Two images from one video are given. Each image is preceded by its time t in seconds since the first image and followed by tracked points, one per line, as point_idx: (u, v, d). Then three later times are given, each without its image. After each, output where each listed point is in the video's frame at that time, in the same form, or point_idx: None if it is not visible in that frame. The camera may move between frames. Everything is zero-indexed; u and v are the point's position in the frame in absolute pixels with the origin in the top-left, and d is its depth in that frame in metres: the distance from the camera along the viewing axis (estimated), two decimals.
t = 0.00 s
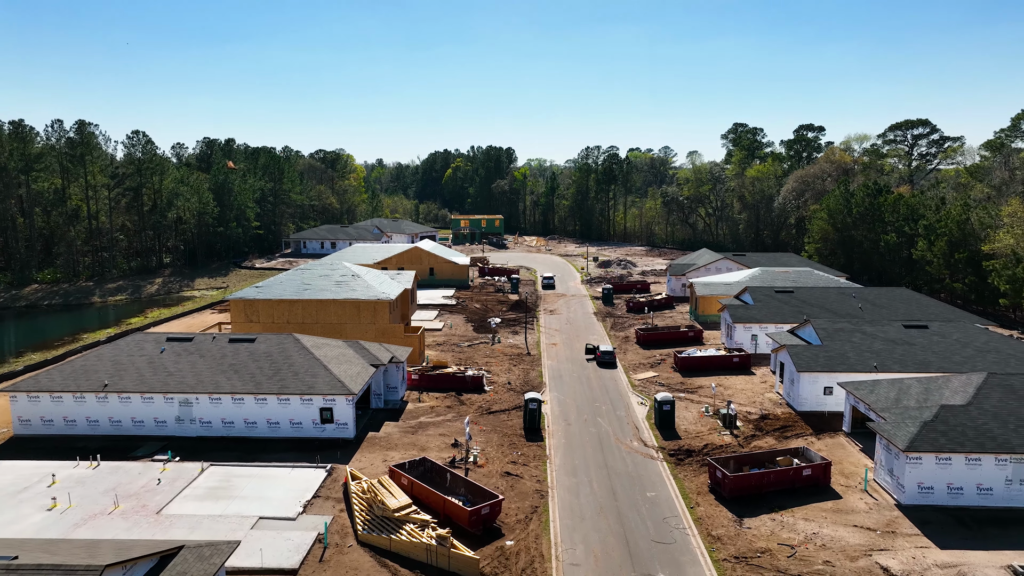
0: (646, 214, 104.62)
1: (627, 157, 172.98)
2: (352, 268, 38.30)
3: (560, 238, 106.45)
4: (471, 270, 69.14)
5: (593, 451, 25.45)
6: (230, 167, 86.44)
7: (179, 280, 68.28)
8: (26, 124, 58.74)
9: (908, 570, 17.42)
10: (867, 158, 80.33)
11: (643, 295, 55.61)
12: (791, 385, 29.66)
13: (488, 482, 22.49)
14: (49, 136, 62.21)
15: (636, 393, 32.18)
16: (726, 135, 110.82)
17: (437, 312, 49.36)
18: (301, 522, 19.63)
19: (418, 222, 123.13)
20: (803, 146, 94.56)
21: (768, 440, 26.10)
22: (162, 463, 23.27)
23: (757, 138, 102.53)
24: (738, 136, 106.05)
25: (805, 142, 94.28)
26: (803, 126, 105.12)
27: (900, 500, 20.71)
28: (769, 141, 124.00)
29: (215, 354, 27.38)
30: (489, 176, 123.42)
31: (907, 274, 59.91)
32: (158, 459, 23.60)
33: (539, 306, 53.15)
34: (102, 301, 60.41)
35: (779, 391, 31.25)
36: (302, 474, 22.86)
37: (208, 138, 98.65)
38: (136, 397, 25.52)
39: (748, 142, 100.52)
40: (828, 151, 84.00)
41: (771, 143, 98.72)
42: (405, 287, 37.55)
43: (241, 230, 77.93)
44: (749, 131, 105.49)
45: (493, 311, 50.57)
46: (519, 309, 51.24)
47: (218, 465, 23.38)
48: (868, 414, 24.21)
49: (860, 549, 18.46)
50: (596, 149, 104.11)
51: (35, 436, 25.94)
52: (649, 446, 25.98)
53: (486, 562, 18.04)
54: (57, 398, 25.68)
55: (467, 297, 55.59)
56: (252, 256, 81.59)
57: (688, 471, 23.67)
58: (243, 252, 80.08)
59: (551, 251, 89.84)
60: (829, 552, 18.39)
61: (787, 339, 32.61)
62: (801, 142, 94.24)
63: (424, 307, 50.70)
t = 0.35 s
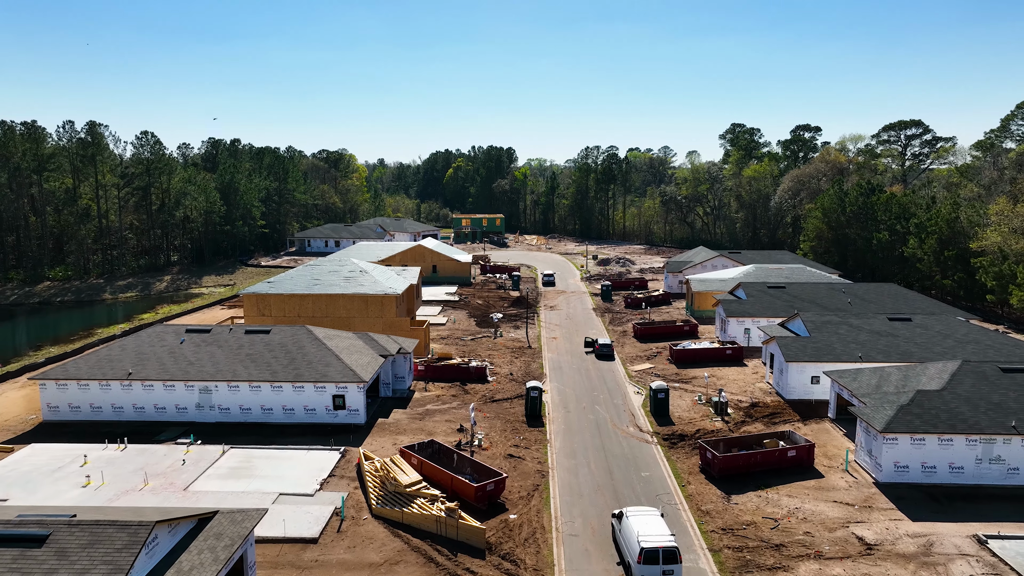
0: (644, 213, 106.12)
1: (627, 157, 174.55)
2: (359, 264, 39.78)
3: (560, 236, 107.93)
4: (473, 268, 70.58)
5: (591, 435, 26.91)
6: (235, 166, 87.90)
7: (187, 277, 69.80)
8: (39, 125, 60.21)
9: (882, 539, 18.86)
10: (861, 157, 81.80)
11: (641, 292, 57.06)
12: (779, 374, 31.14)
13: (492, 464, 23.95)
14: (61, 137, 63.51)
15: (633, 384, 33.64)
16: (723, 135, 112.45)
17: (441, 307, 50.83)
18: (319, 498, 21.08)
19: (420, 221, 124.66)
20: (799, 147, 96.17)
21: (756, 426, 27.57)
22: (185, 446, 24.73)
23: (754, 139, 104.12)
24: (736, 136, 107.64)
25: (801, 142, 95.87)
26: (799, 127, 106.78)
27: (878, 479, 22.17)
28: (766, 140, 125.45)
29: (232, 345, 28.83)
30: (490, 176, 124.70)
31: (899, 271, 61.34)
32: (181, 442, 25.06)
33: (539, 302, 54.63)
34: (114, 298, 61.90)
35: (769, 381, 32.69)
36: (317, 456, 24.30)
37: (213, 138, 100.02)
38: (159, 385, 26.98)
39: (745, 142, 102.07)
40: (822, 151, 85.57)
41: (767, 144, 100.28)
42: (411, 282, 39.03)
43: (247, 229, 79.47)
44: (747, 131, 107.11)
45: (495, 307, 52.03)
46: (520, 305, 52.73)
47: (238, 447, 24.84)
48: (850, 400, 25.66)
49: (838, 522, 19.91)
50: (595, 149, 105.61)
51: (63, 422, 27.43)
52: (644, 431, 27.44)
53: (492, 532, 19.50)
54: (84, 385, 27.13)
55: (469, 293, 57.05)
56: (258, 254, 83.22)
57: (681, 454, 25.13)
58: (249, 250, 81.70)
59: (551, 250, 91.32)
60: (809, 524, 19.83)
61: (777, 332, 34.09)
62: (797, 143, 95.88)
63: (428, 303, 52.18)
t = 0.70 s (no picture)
0: (643, 212, 107.31)
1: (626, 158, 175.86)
2: (365, 261, 41.01)
3: (560, 236, 109.09)
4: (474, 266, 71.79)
5: (590, 422, 28.18)
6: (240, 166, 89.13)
7: (194, 275, 71.08)
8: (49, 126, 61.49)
9: (862, 516, 20.10)
10: (857, 157, 83.06)
11: (639, 289, 58.28)
12: (771, 366, 32.36)
13: (496, 449, 25.18)
14: (70, 138, 64.74)
15: (631, 376, 34.85)
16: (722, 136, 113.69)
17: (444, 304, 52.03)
18: (333, 479, 22.32)
19: (421, 221, 125.91)
20: (796, 147, 97.44)
21: (748, 414, 28.79)
22: (203, 433, 25.96)
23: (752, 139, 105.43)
24: (734, 136, 108.95)
25: (798, 142, 97.12)
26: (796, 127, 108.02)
27: (861, 462, 23.41)
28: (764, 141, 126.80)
29: (245, 338, 30.05)
30: (490, 176, 125.56)
31: (892, 269, 62.57)
32: (199, 429, 26.30)
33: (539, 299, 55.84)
34: (122, 295, 63.15)
35: (761, 372, 33.92)
36: (329, 441, 25.53)
37: (217, 138, 101.19)
38: (176, 375, 28.20)
39: (743, 142, 103.35)
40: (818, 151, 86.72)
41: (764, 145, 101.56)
42: (415, 279, 40.26)
43: (252, 227, 80.71)
44: (744, 132, 108.42)
45: (496, 304, 53.23)
46: (521, 302, 53.96)
47: (253, 434, 26.06)
48: (837, 389, 26.90)
49: (822, 501, 21.16)
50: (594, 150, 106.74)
51: (84, 411, 28.66)
52: (641, 420, 28.65)
53: (495, 510, 20.76)
54: (104, 376, 28.34)
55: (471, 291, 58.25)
56: (263, 252, 84.60)
57: (675, 440, 26.37)
58: (254, 249, 83.03)
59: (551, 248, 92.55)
60: (794, 503, 21.07)
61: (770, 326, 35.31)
62: (794, 143, 97.12)
63: (431, 300, 53.41)
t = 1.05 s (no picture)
0: (642, 211, 108.38)
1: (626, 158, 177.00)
2: (370, 259, 42.22)
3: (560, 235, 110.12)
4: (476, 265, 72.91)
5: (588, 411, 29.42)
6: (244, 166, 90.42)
7: (200, 274, 72.28)
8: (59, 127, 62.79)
9: (845, 497, 21.26)
10: (853, 157, 84.25)
11: (638, 286, 59.43)
12: (763, 359, 33.58)
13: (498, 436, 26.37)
14: (79, 138, 66.01)
15: (629, 369, 36.01)
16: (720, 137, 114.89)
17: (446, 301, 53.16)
18: (344, 464, 23.49)
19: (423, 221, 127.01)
20: (794, 147, 98.63)
21: (740, 405, 29.97)
22: (218, 421, 27.12)
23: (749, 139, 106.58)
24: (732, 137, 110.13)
25: (795, 142, 98.29)
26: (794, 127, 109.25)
27: (847, 448, 24.60)
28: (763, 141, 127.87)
29: (257, 331, 31.22)
30: (491, 176, 126.87)
31: (886, 267, 63.69)
32: (214, 418, 27.47)
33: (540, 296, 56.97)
34: (130, 293, 64.28)
35: (754, 366, 35.10)
36: (339, 430, 26.71)
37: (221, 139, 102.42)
38: (191, 367, 29.37)
39: (741, 142, 104.54)
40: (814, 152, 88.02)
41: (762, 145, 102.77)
42: (418, 275, 41.44)
43: (257, 227, 81.86)
44: (742, 132, 109.60)
45: (498, 301, 54.37)
46: (522, 299, 55.10)
47: (266, 423, 27.23)
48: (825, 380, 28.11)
49: (808, 484, 22.32)
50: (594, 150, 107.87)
51: (102, 402, 29.82)
52: (637, 410, 29.82)
53: (499, 492, 21.93)
54: (122, 367, 29.49)
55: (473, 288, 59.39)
56: (267, 251, 85.83)
57: (670, 429, 27.55)
58: (259, 248, 84.29)
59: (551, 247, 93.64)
60: (782, 486, 22.22)
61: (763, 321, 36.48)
62: (791, 143, 98.35)
63: (433, 297, 54.56)
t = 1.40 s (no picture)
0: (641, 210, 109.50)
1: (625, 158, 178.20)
2: (375, 256, 43.49)
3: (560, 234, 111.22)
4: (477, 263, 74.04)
5: (586, 401, 30.63)
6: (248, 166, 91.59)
7: (205, 271, 73.42)
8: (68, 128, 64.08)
9: (829, 479, 22.46)
10: (848, 157, 85.47)
11: (636, 283, 60.58)
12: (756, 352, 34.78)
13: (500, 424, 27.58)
14: (87, 139, 67.24)
15: (626, 363, 37.20)
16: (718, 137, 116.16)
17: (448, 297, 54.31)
18: (354, 449, 24.69)
19: (423, 220, 128.05)
20: (791, 147, 99.89)
21: (733, 395, 31.17)
22: (232, 410, 28.32)
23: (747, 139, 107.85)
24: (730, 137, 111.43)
25: (792, 142, 99.64)
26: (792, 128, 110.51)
27: (833, 435, 25.80)
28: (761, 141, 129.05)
29: (268, 325, 32.41)
30: (491, 175, 127.96)
31: (880, 265, 64.82)
32: (228, 408, 28.66)
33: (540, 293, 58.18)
34: (137, 290, 65.46)
35: (748, 359, 36.29)
36: (347, 418, 27.89)
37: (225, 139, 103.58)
38: (205, 359, 30.56)
39: (739, 142, 105.76)
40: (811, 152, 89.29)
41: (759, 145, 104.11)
42: (422, 272, 42.68)
43: (261, 226, 82.98)
44: (740, 132, 110.81)
45: (499, 298, 55.51)
46: (523, 296, 56.26)
47: (278, 412, 28.42)
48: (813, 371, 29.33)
49: (794, 467, 23.52)
50: (593, 149, 109.04)
51: (119, 392, 31.02)
52: (634, 400, 31.00)
53: (501, 475, 23.12)
54: (139, 359, 30.67)
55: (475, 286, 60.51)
56: (272, 250, 86.90)
57: (665, 417, 28.74)
58: (263, 247, 85.39)
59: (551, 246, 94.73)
60: (770, 469, 23.41)
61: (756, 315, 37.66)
62: (789, 143, 99.74)
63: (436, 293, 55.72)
